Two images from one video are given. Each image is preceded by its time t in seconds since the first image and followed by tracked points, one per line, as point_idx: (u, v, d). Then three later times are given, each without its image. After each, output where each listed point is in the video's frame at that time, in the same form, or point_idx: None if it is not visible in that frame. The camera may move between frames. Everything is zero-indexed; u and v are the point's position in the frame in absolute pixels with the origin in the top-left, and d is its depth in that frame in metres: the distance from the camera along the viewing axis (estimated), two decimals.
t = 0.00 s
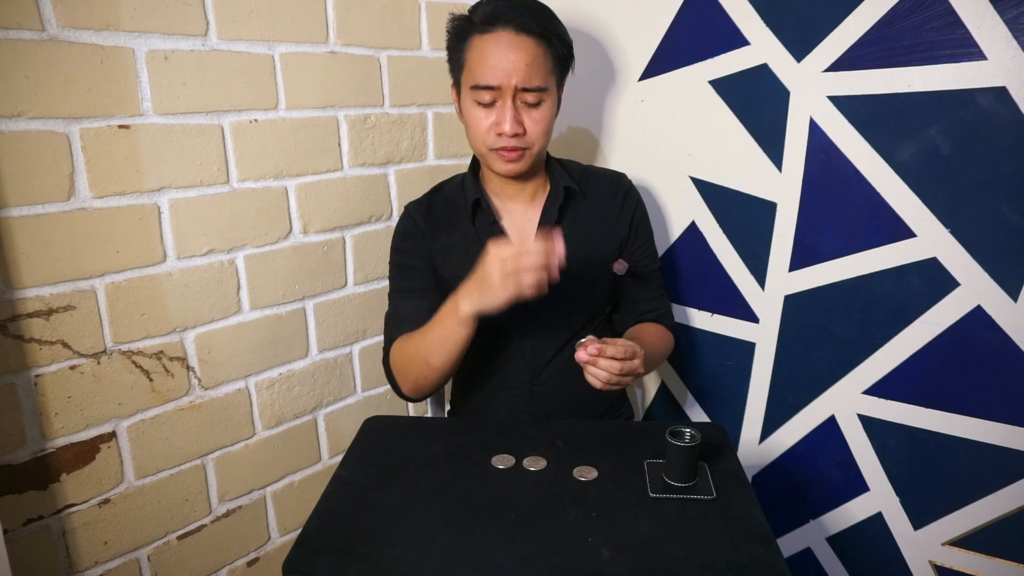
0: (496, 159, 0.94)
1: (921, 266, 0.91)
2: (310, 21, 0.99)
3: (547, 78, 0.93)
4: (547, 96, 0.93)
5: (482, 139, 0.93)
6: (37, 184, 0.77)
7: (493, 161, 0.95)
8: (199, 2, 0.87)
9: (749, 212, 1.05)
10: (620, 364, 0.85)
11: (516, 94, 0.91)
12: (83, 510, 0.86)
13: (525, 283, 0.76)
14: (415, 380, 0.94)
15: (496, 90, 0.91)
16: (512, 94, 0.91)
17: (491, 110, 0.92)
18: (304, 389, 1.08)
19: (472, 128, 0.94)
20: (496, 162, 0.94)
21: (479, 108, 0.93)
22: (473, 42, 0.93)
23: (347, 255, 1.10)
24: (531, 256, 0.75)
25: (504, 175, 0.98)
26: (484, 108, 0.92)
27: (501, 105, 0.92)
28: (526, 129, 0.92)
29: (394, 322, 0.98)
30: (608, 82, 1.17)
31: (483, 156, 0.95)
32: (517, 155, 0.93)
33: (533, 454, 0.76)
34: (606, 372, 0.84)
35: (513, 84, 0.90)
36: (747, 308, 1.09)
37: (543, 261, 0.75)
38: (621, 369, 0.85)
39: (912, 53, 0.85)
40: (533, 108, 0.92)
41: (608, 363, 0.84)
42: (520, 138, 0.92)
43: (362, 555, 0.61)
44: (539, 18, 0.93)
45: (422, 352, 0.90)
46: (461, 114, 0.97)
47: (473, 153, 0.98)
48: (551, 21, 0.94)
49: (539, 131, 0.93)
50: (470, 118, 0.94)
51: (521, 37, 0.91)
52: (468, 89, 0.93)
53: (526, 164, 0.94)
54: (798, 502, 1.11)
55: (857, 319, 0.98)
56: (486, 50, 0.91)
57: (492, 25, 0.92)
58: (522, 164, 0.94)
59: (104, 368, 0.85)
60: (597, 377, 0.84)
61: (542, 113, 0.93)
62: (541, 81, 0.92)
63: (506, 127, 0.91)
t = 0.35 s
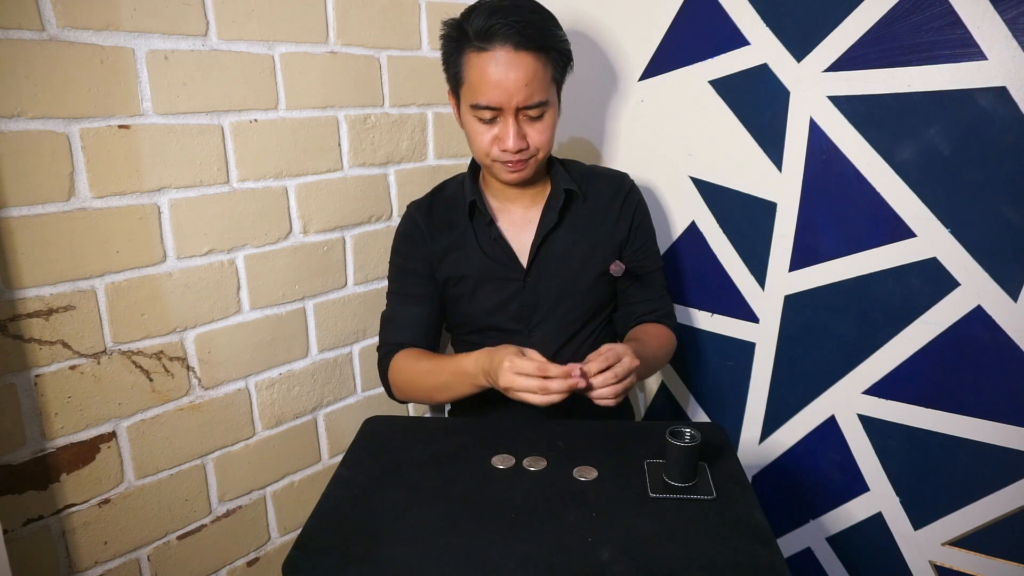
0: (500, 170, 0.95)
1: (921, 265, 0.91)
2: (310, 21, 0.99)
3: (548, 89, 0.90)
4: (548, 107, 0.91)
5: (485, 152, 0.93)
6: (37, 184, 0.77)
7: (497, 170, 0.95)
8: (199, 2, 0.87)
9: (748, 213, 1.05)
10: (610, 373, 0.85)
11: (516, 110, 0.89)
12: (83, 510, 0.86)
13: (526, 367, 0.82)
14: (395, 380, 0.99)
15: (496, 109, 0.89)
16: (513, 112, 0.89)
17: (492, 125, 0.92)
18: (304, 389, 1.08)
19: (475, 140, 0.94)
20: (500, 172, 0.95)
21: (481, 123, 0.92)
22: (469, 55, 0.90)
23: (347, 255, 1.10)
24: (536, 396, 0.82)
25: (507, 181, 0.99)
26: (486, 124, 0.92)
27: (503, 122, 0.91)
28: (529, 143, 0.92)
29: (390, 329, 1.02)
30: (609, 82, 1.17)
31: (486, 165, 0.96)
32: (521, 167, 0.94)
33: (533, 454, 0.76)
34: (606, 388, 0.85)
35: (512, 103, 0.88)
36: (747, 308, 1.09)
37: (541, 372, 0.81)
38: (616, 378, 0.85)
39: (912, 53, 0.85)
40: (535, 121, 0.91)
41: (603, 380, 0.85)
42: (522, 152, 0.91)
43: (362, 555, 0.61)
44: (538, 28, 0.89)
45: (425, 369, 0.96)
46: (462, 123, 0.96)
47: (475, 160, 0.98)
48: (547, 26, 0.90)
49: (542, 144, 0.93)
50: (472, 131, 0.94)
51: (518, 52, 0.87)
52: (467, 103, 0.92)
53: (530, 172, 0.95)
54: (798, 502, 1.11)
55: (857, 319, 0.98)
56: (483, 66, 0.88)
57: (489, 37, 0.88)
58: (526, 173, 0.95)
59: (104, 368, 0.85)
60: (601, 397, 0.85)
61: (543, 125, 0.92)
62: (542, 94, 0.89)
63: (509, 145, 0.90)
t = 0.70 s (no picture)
0: (502, 172, 0.95)
1: (921, 265, 0.91)
2: (310, 21, 0.99)
3: (557, 97, 0.90)
4: (555, 114, 0.91)
5: (488, 153, 0.93)
6: (37, 184, 0.77)
7: (499, 172, 0.95)
8: (199, 2, 0.87)
9: (748, 213, 1.05)
10: (623, 388, 0.84)
11: (522, 115, 0.89)
12: (83, 510, 0.86)
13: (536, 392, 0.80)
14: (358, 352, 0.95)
15: (503, 112, 0.89)
16: (519, 117, 0.89)
17: (497, 127, 0.91)
18: (304, 389, 1.08)
19: (478, 141, 0.94)
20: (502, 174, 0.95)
21: (486, 125, 0.92)
22: (479, 56, 0.89)
23: (347, 255, 1.10)
24: (532, 420, 0.78)
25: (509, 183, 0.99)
26: (491, 126, 0.91)
27: (508, 125, 0.91)
28: (533, 148, 0.92)
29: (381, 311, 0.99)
30: (609, 82, 1.17)
31: (489, 166, 0.96)
32: (523, 171, 0.94)
33: (533, 454, 0.76)
34: (627, 404, 0.84)
35: (519, 107, 0.88)
36: (747, 308, 1.09)
37: (554, 402, 0.79)
38: (631, 390, 0.84)
39: (912, 53, 0.85)
40: (540, 126, 0.91)
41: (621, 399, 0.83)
42: (525, 157, 0.91)
43: (362, 555, 0.61)
44: (551, 34, 0.88)
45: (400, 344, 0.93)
46: (467, 121, 0.95)
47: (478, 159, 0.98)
48: (560, 32, 0.90)
49: (546, 150, 0.93)
50: (476, 131, 0.94)
51: (529, 58, 0.87)
52: (474, 103, 0.92)
53: (532, 177, 0.95)
54: (798, 502, 1.11)
55: (857, 320, 0.98)
56: (493, 67, 0.88)
57: (502, 39, 0.88)
58: (528, 176, 0.95)
59: (104, 368, 0.85)
60: (627, 414, 0.84)
61: (548, 132, 0.92)
62: (550, 102, 0.89)
63: (512, 149, 0.90)
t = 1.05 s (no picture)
0: (509, 173, 0.95)
1: (921, 265, 0.91)
2: (310, 21, 0.99)
3: (567, 99, 0.90)
4: (565, 117, 0.91)
5: (496, 154, 0.94)
6: (37, 184, 0.77)
7: (506, 173, 0.96)
8: (199, 2, 0.87)
9: (749, 213, 1.05)
10: (652, 384, 0.84)
11: (531, 117, 0.89)
12: (83, 510, 0.86)
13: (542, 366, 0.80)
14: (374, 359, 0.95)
15: (511, 113, 0.89)
16: (528, 119, 0.89)
17: (505, 128, 0.92)
18: (304, 389, 1.08)
19: (486, 141, 0.94)
20: (509, 176, 0.95)
21: (494, 125, 0.92)
22: (489, 56, 0.89)
23: (347, 255, 1.10)
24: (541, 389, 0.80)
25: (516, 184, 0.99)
26: (499, 127, 0.92)
27: (516, 126, 0.91)
28: (540, 150, 0.92)
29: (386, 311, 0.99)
30: (609, 82, 1.17)
31: (496, 166, 0.96)
32: (530, 173, 0.94)
33: (534, 454, 0.76)
34: (649, 399, 0.83)
35: (528, 109, 0.88)
36: (748, 308, 1.09)
37: (559, 369, 0.79)
38: (657, 389, 0.84)
39: (912, 53, 0.85)
40: (549, 129, 0.91)
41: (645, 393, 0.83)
42: (533, 160, 0.92)
43: (362, 555, 0.61)
44: (563, 36, 0.88)
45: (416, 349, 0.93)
46: (476, 120, 0.96)
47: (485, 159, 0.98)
48: (572, 34, 0.89)
49: (554, 153, 0.93)
50: (485, 131, 0.94)
51: (539, 59, 0.87)
52: (483, 103, 0.92)
53: (540, 179, 0.96)
54: (798, 502, 1.11)
55: (857, 320, 0.98)
56: (503, 69, 0.88)
57: (513, 40, 0.87)
58: (535, 178, 0.95)
59: (104, 368, 0.85)
60: (646, 410, 0.84)
61: (557, 134, 0.92)
62: (559, 104, 0.89)
63: (520, 151, 0.90)
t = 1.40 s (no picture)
0: (507, 173, 0.95)
1: (921, 265, 0.91)
2: (310, 21, 0.99)
3: (564, 98, 0.90)
4: (562, 115, 0.91)
5: (493, 153, 0.93)
6: (38, 184, 0.77)
7: (504, 172, 0.95)
8: (199, 2, 0.87)
9: (749, 213, 1.06)
10: (663, 376, 0.84)
11: (528, 115, 0.89)
12: (83, 510, 0.86)
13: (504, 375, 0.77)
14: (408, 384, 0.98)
15: (509, 111, 0.89)
16: (525, 117, 0.89)
17: (503, 127, 0.91)
18: (304, 389, 1.08)
19: (484, 140, 0.94)
20: (507, 176, 0.95)
21: (492, 124, 0.92)
22: (487, 54, 0.90)
23: (347, 255, 1.10)
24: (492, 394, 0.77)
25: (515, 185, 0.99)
26: (496, 125, 0.92)
27: (514, 125, 0.91)
28: (538, 149, 0.91)
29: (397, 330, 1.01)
30: (609, 82, 1.18)
31: (494, 166, 0.96)
32: (528, 172, 0.93)
33: (533, 454, 0.76)
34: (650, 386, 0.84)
35: (525, 107, 0.88)
36: (748, 308, 1.09)
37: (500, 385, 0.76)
38: (665, 381, 0.84)
39: (912, 53, 0.85)
40: (546, 127, 0.91)
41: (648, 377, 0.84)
42: (531, 158, 0.91)
43: (362, 555, 0.61)
44: (561, 34, 0.88)
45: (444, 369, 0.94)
46: (474, 120, 0.96)
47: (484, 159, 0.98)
48: (570, 32, 0.89)
49: (551, 152, 0.92)
50: (483, 130, 0.94)
51: (536, 57, 0.87)
52: (481, 102, 0.92)
53: (538, 179, 0.95)
54: (798, 502, 1.11)
55: (857, 320, 0.98)
56: (500, 67, 0.88)
57: (511, 38, 0.88)
58: (534, 178, 0.95)
59: (104, 368, 0.85)
60: (641, 393, 0.84)
61: (555, 133, 0.92)
62: (557, 103, 0.89)
63: (517, 149, 0.90)
